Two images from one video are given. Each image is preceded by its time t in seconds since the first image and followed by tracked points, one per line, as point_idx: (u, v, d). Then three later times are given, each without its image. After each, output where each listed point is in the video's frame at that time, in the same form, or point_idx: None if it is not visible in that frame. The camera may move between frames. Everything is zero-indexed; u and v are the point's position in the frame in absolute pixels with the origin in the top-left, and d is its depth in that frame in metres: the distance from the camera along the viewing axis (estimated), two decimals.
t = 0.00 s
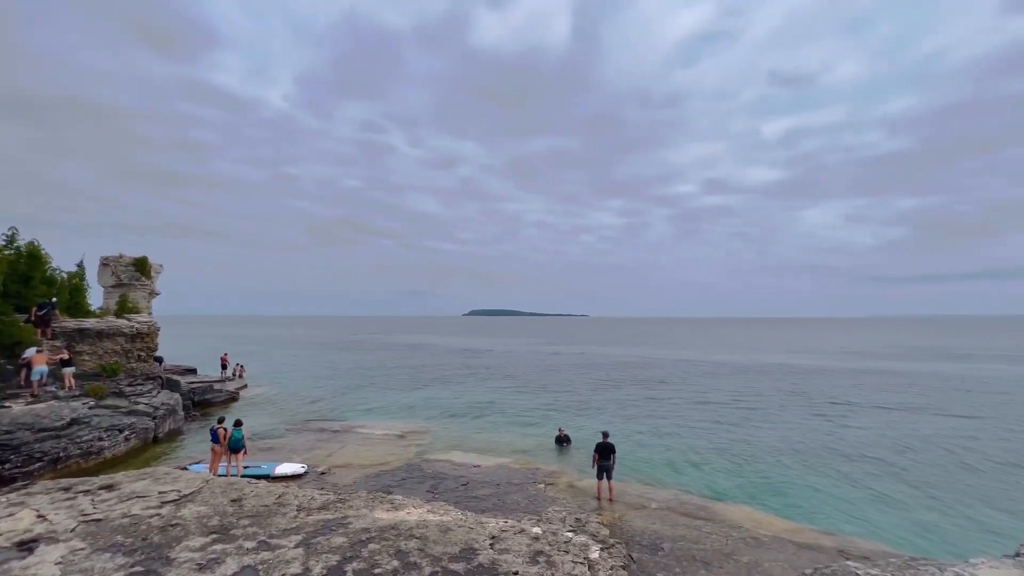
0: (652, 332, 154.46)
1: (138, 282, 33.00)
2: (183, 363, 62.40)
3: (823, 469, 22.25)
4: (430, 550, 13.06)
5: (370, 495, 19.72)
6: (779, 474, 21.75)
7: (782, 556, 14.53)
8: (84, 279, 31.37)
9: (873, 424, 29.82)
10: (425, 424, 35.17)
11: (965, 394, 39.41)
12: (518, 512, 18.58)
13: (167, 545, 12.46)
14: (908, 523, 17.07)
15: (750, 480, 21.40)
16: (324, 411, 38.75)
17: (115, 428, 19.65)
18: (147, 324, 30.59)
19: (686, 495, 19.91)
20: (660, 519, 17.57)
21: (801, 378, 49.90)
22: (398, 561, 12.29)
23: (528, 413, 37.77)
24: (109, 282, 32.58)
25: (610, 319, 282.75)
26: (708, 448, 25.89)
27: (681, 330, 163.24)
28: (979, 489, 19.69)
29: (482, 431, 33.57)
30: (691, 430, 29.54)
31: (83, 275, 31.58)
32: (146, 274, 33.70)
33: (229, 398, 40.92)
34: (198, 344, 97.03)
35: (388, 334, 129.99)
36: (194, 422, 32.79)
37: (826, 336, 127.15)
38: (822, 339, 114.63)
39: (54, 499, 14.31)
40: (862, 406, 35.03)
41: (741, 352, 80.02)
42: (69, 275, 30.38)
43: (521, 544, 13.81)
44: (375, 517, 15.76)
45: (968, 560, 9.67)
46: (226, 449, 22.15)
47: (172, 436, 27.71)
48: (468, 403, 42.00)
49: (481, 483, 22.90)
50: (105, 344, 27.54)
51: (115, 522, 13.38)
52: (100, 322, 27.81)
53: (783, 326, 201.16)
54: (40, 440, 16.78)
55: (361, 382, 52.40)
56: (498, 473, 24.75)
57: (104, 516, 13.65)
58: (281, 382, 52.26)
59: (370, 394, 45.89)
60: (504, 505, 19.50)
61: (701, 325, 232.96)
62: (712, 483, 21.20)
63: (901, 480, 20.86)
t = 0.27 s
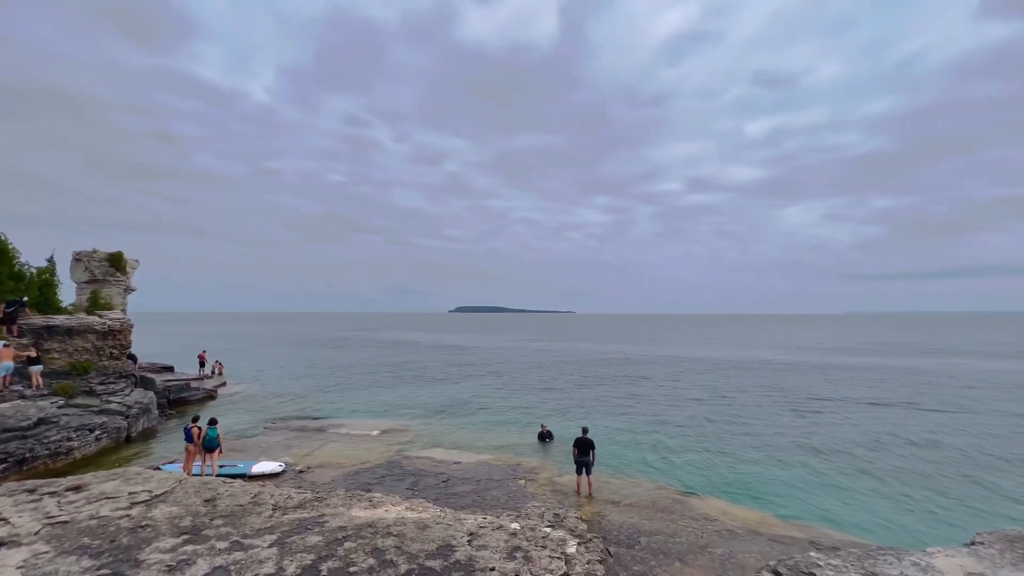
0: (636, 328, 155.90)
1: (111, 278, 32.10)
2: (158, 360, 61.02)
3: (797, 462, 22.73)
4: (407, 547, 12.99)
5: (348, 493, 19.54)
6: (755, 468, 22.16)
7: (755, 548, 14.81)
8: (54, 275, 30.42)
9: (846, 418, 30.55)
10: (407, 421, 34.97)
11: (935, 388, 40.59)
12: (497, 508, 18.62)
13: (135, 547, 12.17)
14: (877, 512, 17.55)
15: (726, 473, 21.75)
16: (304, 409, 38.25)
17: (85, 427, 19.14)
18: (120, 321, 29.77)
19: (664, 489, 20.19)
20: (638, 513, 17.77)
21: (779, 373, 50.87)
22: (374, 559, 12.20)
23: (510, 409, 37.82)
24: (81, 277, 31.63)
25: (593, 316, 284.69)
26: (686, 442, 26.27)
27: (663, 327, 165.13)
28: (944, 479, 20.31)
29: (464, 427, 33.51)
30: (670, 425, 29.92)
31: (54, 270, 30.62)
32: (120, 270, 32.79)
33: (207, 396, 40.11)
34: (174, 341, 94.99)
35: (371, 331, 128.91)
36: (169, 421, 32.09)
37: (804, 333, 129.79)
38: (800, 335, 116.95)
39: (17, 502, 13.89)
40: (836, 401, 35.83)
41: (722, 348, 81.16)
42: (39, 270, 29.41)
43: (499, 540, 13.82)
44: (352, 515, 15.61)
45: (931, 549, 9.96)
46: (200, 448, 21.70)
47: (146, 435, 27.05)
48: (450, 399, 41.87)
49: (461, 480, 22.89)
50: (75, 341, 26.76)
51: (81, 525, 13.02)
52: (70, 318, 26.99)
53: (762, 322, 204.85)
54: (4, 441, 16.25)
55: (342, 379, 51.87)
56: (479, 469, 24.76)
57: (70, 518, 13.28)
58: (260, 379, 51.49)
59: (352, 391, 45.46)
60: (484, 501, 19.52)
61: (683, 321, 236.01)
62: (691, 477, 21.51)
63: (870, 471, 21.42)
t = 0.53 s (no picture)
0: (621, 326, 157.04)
1: (88, 276, 31.25)
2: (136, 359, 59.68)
3: (774, 457, 23.11)
4: (384, 547, 12.86)
5: (327, 493, 19.31)
6: (733, 464, 22.44)
7: (731, 543, 15.00)
8: (26, 271, 29.48)
9: (823, 414, 31.11)
10: (390, 420, 34.71)
11: (909, 385, 41.58)
12: (478, 506, 18.58)
13: (103, 551, 11.86)
14: (851, 506, 17.90)
15: (706, 470, 21.99)
16: (286, 408, 37.72)
17: (55, 428, 18.59)
18: (94, 318, 28.99)
19: (644, 486, 20.35)
20: (618, 509, 17.88)
21: (760, 370, 51.66)
22: (350, 560, 12.05)
23: (495, 407, 37.76)
24: (55, 274, 30.71)
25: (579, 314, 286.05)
26: (667, 439, 26.51)
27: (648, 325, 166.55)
28: (915, 473, 20.81)
29: (448, 426, 33.37)
30: (652, 422, 30.17)
31: (27, 266, 29.69)
32: (97, 267, 31.98)
33: (187, 396, 39.21)
34: (153, 339, 93.07)
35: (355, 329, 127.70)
36: (146, 421, 31.39)
37: (785, 330, 132.01)
38: (781, 333, 118.91)
39: None
40: (815, 397, 36.48)
41: (704, 346, 82.14)
42: (10, 267, 28.48)
43: (478, 539, 13.76)
44: (330, 515, 15.41)
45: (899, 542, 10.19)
46: (174, 449, 21.22)
47: (121, 435, 26.36)
48: (434, 398, 41.66)
49: (443, 478, 22.80)
50: (46, 340, 26.00)
51: (47, 529, 12.64)
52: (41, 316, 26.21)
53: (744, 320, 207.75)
54: None
55: (325, 378, 51.29)
56: (461, 467, 24.69)
57: (36, 522, 12.88)
58: (241, 378, 50.68)
59: (334, 390, 44.99)
60: (465, 499, 19.46)
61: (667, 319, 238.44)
62: (671, 473, 21.70)
63: (845, 466, 21.83)
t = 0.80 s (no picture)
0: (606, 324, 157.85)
1: (62, 274, 29.99)
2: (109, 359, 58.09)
3: (752, 454, 23.43)
4: (359, 548, 12.67)
5: (304, 494, 18.98)
6: (712, 461, 22.69)
7: (708, 539, 15.12)
8: None
9: (800, 412, 31.63)
10: (371, 420, 34.32)
11: (884, 382, 42.55)
12: (457, 505, 18.45)
13: (66, 557, 11.46)
14: (824, 502, 18.19)
15: (685, 467, 22.16)
16: (264, 408, 37.05)
17: (20, 430, 17.93)
18: (65, 317, 28.04)
19: (624, 484, 20.42)
20: (598, 507, 17.90)
21: (740, 368, 52.34)
22: (324, 562, 11.83)
23: (477, 407, 37.60)
24: (27, 272, 29.33)
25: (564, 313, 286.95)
26: (648, 438, 26.68)
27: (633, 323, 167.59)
28: (887, 469, 21.29)
29: (430, 425, 33.12)
30: (633, 421, 30.34)
31: None
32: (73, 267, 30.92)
33: (163, 396, 38.16)
34: (128, 339, 90.74)
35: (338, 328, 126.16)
36: (118, 423, 30.52)
37: (765, 329, 134.09)
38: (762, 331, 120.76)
39: None
40: (793, 395, 37.12)
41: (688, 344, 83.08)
42: None
43: (456, 539, 13.64)
44: (305, 517, 15.13)
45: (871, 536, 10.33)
46: (144, 451, 20.62)
47: (92, 437, 25.53)
48: (417, 397, 41.33)
49: (423, 478, 22.61)
50: (12, 339, 25.07)
51: (7, 535, 12.16)
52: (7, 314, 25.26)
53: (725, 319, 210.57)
54: None
55: (306, 378, 50.55)
56: (442, 467, 24.52)
57: None
58: (219, 377, 49.66)
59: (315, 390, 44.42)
60: (445, 499, 19.30)
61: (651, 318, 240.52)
62: (651, 471, 21.84)
63: (819, 462, 22.19)
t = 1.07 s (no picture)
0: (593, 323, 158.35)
1: (34, 275, 28.36)
2: (85, 358, 56.64)
3: (733, 453, 23.64)
4: (335, 552, 12.45)
5: (281, 497, 18.62)
6: (694, 460, 22.84)
7: (687, 538, 15.18)
8: None
9: (781, 410, 32.01)
10: (354, 420, 33.91)
11: (863, 381, 43.28)
12: (438, 507, 18.30)
13: (27, 566, 11.06)
14: (800, 500, 18.40)
15: (666, 466, 22.26)
16: (245, 409, 36.39)
17: None
18: (37, 316, 27.13)
19: (605, 483, 20.45)
20: (579, 507, 17.88)
21: (724, 367, 52.86)
22: (298, 567, 11.60)
23: (462, 406, 37.38)
24: None
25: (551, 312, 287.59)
26: (631, 437, 26.77)
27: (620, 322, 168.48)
28: (863, 467, 21.62)
29: (413, 426, 32.84)
30: (617, 420, 30.43)
31: None
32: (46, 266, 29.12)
33: (139, 397, 37.30)
34: (106, 338, 88.63)
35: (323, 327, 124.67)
36: (92, 425, 29.71)
37: (749, 328, 135.68)
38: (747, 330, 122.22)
39: None
40: (775, 394, 37.59)
41: (673, 343, 83.83)
42: None
43: (434, 541, 13.48)
44: (280, 521, 14.84)
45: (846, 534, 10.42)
46: (115, 455, 20.03)
47: (64, 440, 24.82)
48: (401, 397, 40.96)
49: (404, 479, 22.38)
50: None
51: None
52: None
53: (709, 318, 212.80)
54: None
55: (289, 378, 49.82)
56: (424, 467, 24.30)
57: None
58: (199, 378, 48.72)
59: (298, 390, 43.84)
60: (425, 501, 19.12)
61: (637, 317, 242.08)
62: (633, 470, 21.90)
63: (796, 461, 22.45)
